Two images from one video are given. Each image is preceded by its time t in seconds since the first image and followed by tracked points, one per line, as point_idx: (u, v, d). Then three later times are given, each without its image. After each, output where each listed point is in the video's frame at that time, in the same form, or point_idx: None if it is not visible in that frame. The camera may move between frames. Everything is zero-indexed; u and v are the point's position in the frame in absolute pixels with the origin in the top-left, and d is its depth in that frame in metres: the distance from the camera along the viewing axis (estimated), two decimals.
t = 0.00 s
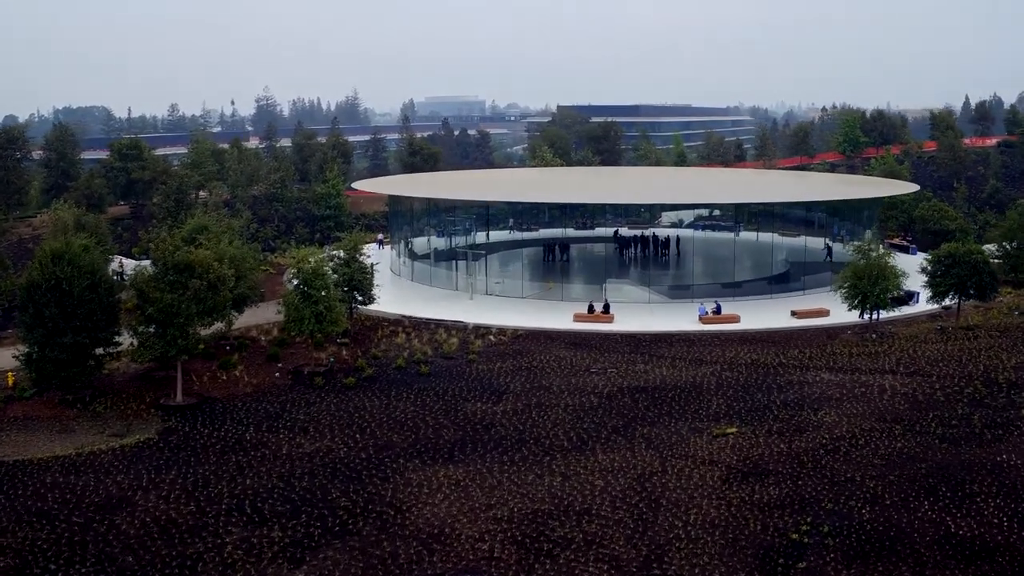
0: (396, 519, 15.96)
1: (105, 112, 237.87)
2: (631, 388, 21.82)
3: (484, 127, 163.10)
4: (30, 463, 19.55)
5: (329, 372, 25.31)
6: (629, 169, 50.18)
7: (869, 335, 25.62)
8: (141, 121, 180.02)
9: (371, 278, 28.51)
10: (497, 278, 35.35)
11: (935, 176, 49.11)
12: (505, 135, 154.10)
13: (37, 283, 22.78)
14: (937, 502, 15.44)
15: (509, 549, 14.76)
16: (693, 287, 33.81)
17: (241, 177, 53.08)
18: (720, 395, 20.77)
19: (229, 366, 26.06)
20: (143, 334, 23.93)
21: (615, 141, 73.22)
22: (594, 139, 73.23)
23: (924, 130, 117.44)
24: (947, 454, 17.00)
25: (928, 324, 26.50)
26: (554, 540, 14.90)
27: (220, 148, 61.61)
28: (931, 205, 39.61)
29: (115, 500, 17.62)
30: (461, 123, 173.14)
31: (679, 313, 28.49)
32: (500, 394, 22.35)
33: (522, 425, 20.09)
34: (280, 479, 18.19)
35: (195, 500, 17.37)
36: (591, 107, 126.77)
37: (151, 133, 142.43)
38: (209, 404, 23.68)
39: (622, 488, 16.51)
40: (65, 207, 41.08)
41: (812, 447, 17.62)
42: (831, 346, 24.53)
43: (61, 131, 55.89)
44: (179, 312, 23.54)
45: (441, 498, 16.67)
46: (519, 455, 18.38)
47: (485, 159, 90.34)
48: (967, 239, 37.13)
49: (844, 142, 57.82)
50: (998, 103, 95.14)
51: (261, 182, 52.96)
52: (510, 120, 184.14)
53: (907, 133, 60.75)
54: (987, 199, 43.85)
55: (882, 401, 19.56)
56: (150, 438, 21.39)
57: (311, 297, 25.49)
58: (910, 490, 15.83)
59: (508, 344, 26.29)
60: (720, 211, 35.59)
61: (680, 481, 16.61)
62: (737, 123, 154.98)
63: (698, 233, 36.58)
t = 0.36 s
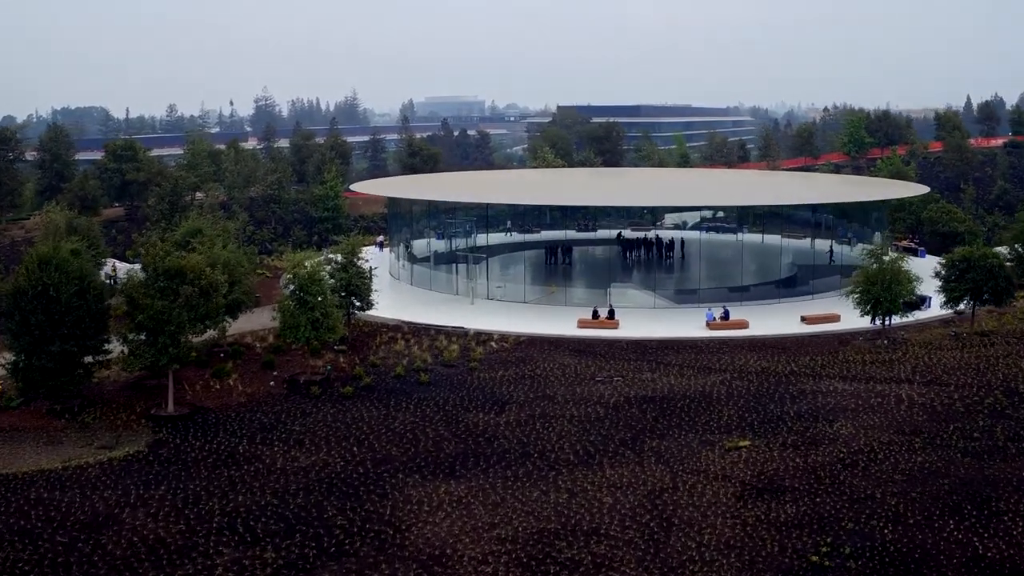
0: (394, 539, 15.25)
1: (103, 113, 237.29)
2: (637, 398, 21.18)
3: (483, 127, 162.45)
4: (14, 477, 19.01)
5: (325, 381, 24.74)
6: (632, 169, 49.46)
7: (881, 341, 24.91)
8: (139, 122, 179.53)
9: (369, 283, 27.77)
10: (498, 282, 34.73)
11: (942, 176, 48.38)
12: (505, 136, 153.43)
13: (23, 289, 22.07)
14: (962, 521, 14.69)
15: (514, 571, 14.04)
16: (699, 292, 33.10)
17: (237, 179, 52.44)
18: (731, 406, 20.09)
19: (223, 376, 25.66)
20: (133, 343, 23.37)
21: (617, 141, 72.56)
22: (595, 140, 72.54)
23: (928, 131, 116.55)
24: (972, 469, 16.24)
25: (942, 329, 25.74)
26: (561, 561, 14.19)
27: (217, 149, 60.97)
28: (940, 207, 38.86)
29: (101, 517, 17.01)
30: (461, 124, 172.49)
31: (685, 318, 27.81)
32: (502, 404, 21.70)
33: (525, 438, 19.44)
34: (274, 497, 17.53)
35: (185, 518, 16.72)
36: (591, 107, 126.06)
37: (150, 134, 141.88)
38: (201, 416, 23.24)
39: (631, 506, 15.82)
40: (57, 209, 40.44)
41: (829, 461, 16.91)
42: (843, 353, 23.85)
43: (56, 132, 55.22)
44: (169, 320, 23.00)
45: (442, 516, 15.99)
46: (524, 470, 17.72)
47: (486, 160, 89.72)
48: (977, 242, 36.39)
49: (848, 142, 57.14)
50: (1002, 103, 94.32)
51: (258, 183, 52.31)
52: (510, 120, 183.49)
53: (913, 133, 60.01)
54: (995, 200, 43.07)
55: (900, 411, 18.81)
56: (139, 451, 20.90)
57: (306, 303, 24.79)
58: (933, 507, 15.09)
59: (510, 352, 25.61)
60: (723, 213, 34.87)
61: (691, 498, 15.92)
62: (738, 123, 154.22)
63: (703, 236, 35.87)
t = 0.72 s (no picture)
0: (388, 562, 14.52)
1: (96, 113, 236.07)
2: (639, 410, 20.46)
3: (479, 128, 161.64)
4: None
5: (317, 391, 24.01)
6: (632, 170, 48.72)
7: (891, 348, 24.19)
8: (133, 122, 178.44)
9: (363, 289, 26.95)
10: (495, 286, 33.87)
11: (944, 177, 47.72)
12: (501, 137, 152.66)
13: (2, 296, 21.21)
14: (986, 542, 13.96)
15: None
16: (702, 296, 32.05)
17: (230, 180, 51.60)
18: (738, 417, 19.38)
19: (211, 386, 24.94)
20: (118, 352, 22.59)
21: (615, 142, 71.82)
22: (593, 140, 71.79)
23: (928, 131, 115.96)
24: (994, 486, 15.51)
25: (952, 335, 25.00)
26: None
27: (209, 150, 60.14)
28: (944, 208, 38.17)
29: (81, 538, 16.26)
30: (456, 124, 171.63)
31: (687, 324, 27.09)
32: (501, 415, 20.95)
33: (526, 451, 18.70)
34: (264, 516, 16.81)
35: (169, 540, 15.99)
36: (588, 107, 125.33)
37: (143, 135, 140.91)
38: (188, 427, 22.51)
39: (637, 525, 15.10)
40: (44, 212, 39.59)
41: (844, 477, 16.18)
42: (851, 361, 23.15)
43: (45, 132, 54.32)
44: (155, 328, 22.25)
45: (439, 537, 15.26)
46: (524, 487, 16.99)
47: (482, 161, 88.95)
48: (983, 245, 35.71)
49: (849, 143, 56.49)
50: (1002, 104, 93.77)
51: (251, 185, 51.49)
52: (506, 121, 182.69)
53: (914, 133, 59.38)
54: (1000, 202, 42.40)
55: (916, 423, 18.08)
56: (123, 465, 20.16)
57: (297, 310, 23.97)
58: (955, 528, 14.36)
59: (508, 359, 24.86)
60: (724, 216, 34.19)
61: (700, 517, 15.21)
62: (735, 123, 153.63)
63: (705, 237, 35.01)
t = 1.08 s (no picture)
0: None
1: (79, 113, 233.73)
2: (634, 421, 19.69)
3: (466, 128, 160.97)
4: None
5: (300, 402, 23.12)
6: (622, 171, 47.98)
7: (892, 355, 23.56)
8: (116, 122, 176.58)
9: (348, 296, 26.02)
10: (484, 291, 32.99)
11: (938, 178, 47.23)
12: (489, 137, 151.82)
13: None
14: (1006, 564, 13.23)
15: None
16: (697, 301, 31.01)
17: (213, 182, 50.53)
18: (738, 429, 18.61)
19: (191, 397, 24.01)
20: (92, 363, 21.61)
21: (604, 142, 71.09)
22: (583, 141, 71.07)
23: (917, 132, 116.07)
24: (1011, 503, 14.79)
25: (955, 341, 24.42)
26: None
27: (193, 151, 59.02)
28: (941, 210, 37.62)
29: (49, 564, 15.34)
30: (444, 125, 170.71)
31: (683, 330, 26.33)
32: (492, 427, 20.12)
33: (519, 467, 17.86)
34: (243, 538, 15.92)
35: (142, 565, 15.10)
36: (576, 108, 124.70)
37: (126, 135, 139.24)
38: (166, 441, 21.58)
39: (637, 547, 14.30)
40: (20, 215, 38.47)
41: (852, 494, 15.42)
42: (853, 368, 22.47)
43: (24, 133, 53.07)
44: (131, 338, 21.28)
45: (428, 561, 14.41)
46: (518, 505, 16.17)
47: (469, 161, 88.12)
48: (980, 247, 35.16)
49: (842, 143, 56.03)
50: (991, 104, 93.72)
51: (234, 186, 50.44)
52: (494, 121, 181.93)
53: (906, 133, 58.95)
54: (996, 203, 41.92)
55: (925, 436, 17.36)
56: (97, 482, 19.23)
57: (279, 319, 22.99)
58: (973, 549, 13.61)
59: (499, 367, 24.04)
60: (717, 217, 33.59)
61: (703, 538, 14.43)
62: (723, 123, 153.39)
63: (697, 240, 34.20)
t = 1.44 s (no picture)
0: None
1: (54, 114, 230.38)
2: (625, 435, 18.85)
3: (448, 129, 160.01)
4: None
5: (276, 415, 22.09)
6: (607, 173, 47.28)
7: (887, 363, 22.88)
8: (93, 123, 173.99)
9: (326, 303, 25.01)
10: (466, 297, 31.93)
11: (927, 179, 46.82)
12: (470, 138, 150.89)
13: None
14: None
15: None
16: (685, 307, 29.96)
17: (189, 184, 49.29)
18: (734, 444, 17.79)
19: (162, 410, 22.90)
20: (56, 376, 20.49)
21: (588, 143, 70.38)
22: (566, 142, 70.34)
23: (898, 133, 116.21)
24: None
25: (952, 348, 23.80)
26: None
27: (168, 152, 57.69)
28: (931, 212, 37.10)
29: None
30: (426, 125, 169.55)
31: (674, 337, 25.54)
32: (476, 442, 19.23)
33: (505, 485, 16.97)
34: (212, 566, 14.92)
35: None
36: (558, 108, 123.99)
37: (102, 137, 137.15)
38: (135, 457, 20.50)
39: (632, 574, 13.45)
40: None
41: (857, 514, 14.65)
42: (850, 377, 21.77)
43: None
44: (97, 350, 20.14)
45: None
46: (504, 528, 15.28)
47: (451, 163, 87.13)
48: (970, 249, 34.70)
49: (828, 144, 55.63)
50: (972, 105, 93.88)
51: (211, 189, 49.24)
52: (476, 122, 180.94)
53: (892, 134, 58.61)
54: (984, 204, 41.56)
55: (928, 450, 16.65)
56: (61, 503, 18.16)
57: (253, 329, 21.92)
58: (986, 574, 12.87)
59: (483, 378, 23.12)
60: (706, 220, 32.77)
61: (701, 564, 13.60)
62: (706, 124, 153.27)
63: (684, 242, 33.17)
